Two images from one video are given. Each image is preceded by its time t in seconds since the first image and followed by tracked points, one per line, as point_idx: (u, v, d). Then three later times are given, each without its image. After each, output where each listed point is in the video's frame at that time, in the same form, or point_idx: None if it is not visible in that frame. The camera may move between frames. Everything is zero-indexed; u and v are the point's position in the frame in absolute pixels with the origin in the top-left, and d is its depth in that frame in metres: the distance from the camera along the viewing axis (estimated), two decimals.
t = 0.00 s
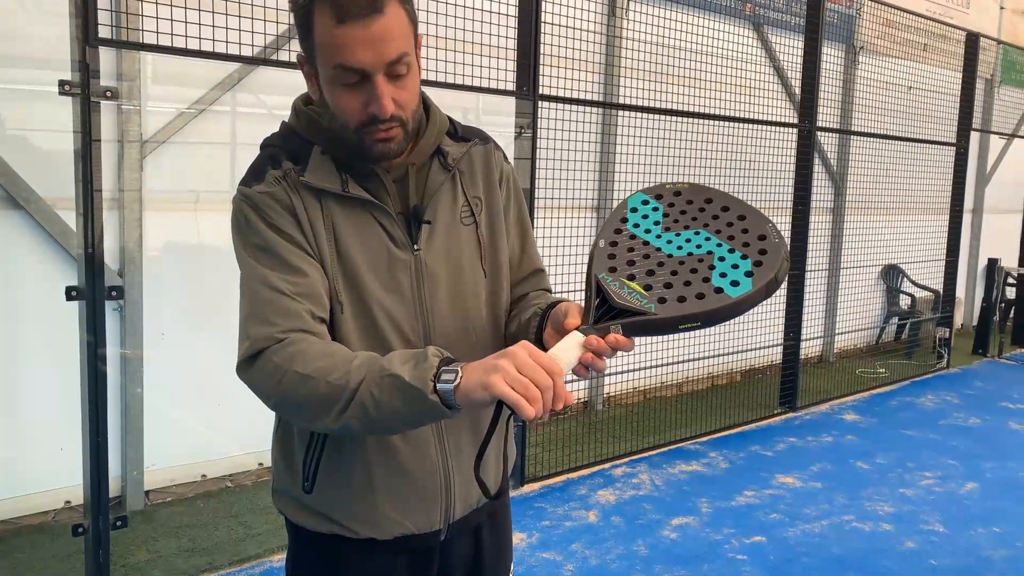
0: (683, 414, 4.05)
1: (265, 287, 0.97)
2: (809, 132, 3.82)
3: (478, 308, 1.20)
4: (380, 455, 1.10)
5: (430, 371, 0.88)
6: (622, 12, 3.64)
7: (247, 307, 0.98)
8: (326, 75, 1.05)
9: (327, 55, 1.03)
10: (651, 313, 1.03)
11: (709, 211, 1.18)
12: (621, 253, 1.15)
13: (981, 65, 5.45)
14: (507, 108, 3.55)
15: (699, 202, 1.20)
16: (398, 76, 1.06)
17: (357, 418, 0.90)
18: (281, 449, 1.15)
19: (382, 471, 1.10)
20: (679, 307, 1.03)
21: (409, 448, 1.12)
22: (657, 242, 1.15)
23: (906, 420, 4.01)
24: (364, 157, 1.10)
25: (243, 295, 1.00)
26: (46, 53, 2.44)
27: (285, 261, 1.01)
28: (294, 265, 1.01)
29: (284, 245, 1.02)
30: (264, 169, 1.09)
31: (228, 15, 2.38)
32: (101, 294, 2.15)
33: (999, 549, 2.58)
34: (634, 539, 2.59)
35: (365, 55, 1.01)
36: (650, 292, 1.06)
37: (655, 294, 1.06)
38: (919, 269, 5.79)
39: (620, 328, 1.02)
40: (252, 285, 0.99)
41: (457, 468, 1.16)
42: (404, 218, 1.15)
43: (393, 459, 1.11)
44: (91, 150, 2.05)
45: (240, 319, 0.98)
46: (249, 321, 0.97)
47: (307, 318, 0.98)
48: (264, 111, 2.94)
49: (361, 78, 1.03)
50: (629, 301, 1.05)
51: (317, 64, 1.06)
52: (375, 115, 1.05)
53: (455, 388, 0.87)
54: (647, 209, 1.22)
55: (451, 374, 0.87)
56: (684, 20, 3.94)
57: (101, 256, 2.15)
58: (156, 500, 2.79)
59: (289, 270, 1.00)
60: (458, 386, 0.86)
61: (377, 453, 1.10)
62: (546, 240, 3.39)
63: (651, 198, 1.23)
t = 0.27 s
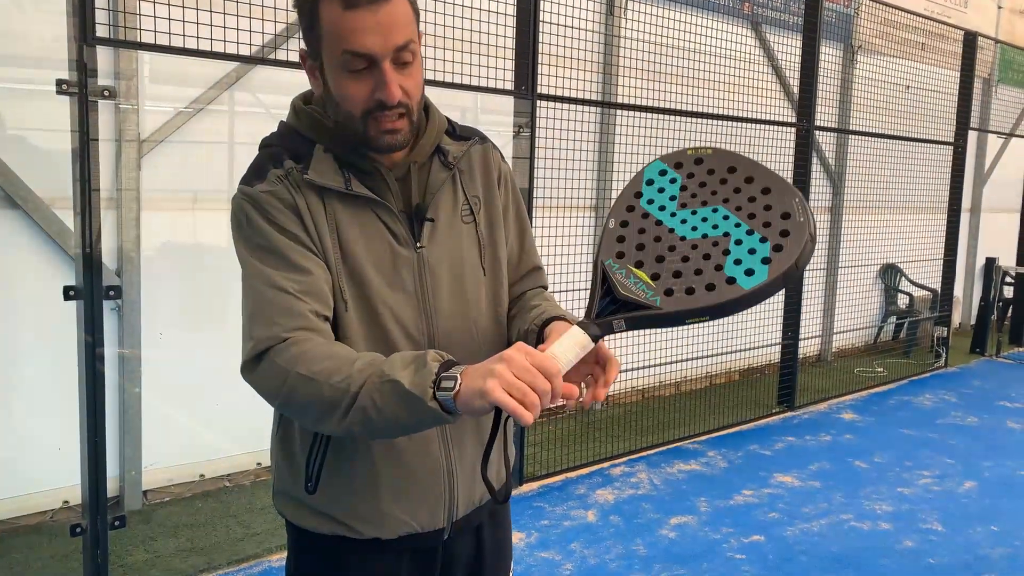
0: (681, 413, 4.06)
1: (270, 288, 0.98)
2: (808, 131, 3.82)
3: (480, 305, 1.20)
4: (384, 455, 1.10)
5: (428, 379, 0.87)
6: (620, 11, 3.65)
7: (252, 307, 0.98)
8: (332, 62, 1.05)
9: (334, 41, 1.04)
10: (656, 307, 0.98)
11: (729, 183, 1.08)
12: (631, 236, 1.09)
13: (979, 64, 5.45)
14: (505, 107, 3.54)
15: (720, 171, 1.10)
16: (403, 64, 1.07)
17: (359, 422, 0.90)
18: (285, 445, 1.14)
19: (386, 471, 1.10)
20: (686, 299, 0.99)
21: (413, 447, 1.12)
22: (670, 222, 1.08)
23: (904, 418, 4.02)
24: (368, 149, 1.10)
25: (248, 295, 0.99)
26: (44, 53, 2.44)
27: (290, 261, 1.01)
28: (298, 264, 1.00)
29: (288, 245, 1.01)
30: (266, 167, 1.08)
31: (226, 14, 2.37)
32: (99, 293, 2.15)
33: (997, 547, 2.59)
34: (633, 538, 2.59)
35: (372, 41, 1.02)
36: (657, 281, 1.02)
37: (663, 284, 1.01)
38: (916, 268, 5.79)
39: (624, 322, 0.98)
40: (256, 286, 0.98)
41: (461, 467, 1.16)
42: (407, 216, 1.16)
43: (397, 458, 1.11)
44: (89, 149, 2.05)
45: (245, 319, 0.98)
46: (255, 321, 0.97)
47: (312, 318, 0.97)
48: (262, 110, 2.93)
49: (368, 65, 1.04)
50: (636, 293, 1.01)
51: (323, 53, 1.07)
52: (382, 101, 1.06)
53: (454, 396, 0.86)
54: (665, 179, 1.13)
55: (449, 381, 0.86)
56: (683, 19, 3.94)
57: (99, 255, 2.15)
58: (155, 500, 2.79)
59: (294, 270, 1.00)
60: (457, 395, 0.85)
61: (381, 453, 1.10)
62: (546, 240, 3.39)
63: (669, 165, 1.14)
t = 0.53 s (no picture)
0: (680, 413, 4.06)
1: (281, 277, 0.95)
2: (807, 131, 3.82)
3: (486, 302, 1.21)
4: (395, 453, 1.09)
5: (437, 350, 0.82)
6: (619, 11, 3.65)
7: (263, 296, 0.95)
8: (340, 48, 1.07)
9: (342, 25, 1.05)
10: (658, 248, 0.89)
11: (720, 110, 0.98)
12: (624, 179, 0.99)
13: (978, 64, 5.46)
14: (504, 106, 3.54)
15: (709, 99, 1.00)
16: (409, 49, 1.08)
17: (371, 403, 0.85)
18: (290, 447, 1.13)
19: (399, 470, 1.10)
20: (690, 235, 0.89)
21: (426, 446, 1.12)
22: (663, 159, 0.97)
23: (903, 418, 4.02)
24: (376, 135, 1.10)
25: (258, 288, 0.97)
26: (44, 53, 2.44)
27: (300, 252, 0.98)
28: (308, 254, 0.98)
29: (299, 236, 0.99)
30: (274, 163, 1.07)
31: (226, 15, 2.37)
32: (99, 293, 2.14)
33: (996, 547, 2.59)
34: (632, 538, 2.59)
35: (380, 23, 1.04)
36: (658, 222, 0.92)
37: (664, 225, 0.92)
38: (915, 268, 5.80)
39: (630, 268, 0.90)
40: (267, 276, 0.95)
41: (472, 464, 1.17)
42: (415, 212, 1.16)
43: (410, 457, 1.11)
44: (88, 149, 2.04)
45: (256, 310, 0.95)
46: (266, 310, 0.94)
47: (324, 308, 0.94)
48: (261, 110, 2.93)
49: (375, 48, 1.05)
50: (637, 237, 0.92)
51: (330, 41, 1.08)
52: (389, 82, 1.06)
53: (464, 369, 0.80)
54: (652, 117, 1.03)
55: (459, 354, 0.81)
56: (683, 19, 3.95)
57: (99, 256, 2.15)
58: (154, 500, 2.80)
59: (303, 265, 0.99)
60: (468, 366, 0.80)
61: (393, 453, 1.10)
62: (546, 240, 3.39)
63: (656, 103, 1.03)
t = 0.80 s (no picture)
0: (680, 412, 4.06)
1: (294, 252, 0.91)
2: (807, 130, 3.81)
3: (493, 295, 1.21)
4: (413, 447, 1.09)
5: (447, 292, 0.74)
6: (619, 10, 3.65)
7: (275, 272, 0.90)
8: (351, 42, 1.09)
9: (353, 19, 1.07)
10: (704, 259, 0.89)
11: (806, 126, 0.93)
12: (691, 159, 0.91)
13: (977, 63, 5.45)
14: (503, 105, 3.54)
15: (798, 105, 0.93)
16: (418, 42, 1.10)
17: (382, 357, 0.78)
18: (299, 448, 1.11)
19: (416, 463, 1.09)
20: (739, 255, 0.90)
21: (441, 438, 1.11)
22: (736, 155, 0.91)
23: (903, 417, 4.02)
24: (384, 126, 1.11)
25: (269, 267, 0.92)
26: (43, 52, 2.44)
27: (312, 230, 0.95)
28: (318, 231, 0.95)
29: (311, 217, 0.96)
30: (285, 155, 1.06)
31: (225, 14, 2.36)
32: (98, 293, 2.14)
33: (996, 546, 2.59)
34: (632, 537, 2.59)
35: (391, 15, 1.06)
36: (710, 226, 0.90)
37: (714, 231, 0.90)
38: (914, 267, 5.80)
39: (665, 261, 0.90)
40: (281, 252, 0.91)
41: (486, 457, 1.17)
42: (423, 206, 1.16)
43: (426, 449, 1.10)
44: (87, 148, 2.04)
45: (266, 287, 0.90)
46: (275, 286, 0.89)
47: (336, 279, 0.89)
48: (260, 108, 2.93)
49: (385, 40, 1.07)
50: (685, 234, 0.90)
51: (341, 35, 1.10)
52: (399, 73, 1.08)
53: (477, 311, 0.73)
54: (739, 94, 0.92)
55: (473, 296, 0.73)
56: (683, 18, 3.94)
57: (99, 255, 2.15)
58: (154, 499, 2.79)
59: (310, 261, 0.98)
60: (479, 311, 0.73)
61: (410, 447, 1.09)
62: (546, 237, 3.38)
63: (748, 78, 0.92)
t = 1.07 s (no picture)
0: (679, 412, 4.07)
1: (299, 233, 0.90)
2: (806, 130, 3.82)
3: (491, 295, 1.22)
4: (414, 442, 1.09)
5: (441, 235, 0.76)
6: (618, 10, 3.65)
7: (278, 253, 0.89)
8: (355, 50, 1.09)
9: (358, 27, 1.07)
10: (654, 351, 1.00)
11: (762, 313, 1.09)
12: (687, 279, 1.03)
13: (976, 62, 5.46)
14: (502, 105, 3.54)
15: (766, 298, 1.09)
16: (423, 54, 1.11)
17: (378, 314, 0.78)
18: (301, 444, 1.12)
19: (417, 459, 1.09)
20: (674, 370, 1.01)
21: (442, 433, 1.11)
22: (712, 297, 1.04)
23: (903, 417, 4.02)
24: (385, 135, 1.12)
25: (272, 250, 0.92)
26: (41, 52, 2.44)
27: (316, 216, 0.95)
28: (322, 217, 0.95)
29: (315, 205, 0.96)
30: (289, 151, 1.06)
31: (224, 14, 2.36)
32: (97, 293, 2.14)
33: (994, 545, 2.59)
34: (632, 537, 2.60)
35: (396, 26, 1.06)
36: (673, 330, 1.02)
37: (672, 338, 1.02)
38: (913, 267, 5.80)
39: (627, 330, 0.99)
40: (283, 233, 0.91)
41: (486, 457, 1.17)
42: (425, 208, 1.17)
43: (428, 444, 1.10)
44: (86, 147, 2.03)
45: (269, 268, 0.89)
46: (277, 266, 0.88)
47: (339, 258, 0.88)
48: (259, 108, 2.93)
49: (389, 51, 1.07)
50: (654, 321, 1.00)
51: (345, 42, 1.10)
52: (403, 86, 1.09)
53: (472, 253, 0.75)
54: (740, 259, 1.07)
55: (470, 238, 0.76)
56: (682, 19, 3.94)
57: (98, 255, 2.15)
58: (154, 499, 2.79)
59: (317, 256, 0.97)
60: (475, 253, 0.75)
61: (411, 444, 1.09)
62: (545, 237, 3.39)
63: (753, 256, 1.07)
